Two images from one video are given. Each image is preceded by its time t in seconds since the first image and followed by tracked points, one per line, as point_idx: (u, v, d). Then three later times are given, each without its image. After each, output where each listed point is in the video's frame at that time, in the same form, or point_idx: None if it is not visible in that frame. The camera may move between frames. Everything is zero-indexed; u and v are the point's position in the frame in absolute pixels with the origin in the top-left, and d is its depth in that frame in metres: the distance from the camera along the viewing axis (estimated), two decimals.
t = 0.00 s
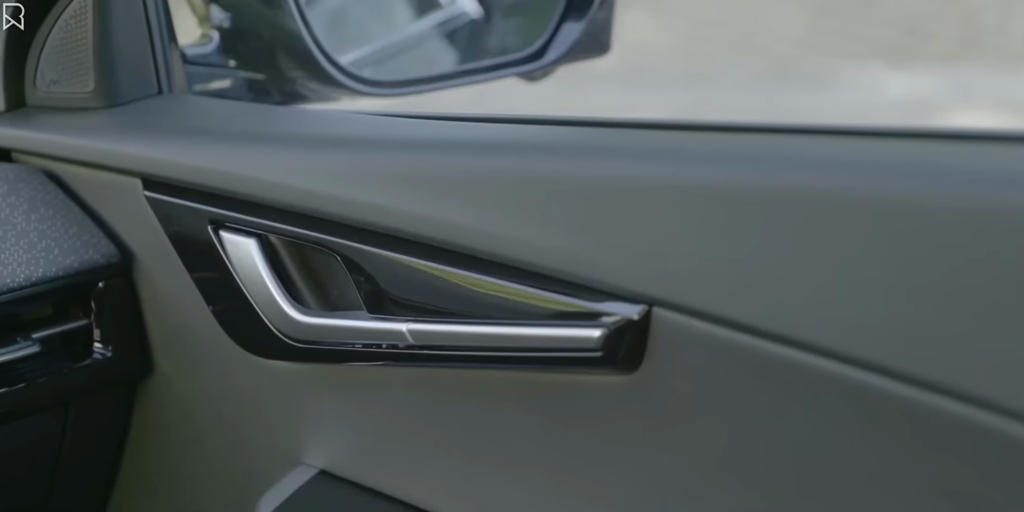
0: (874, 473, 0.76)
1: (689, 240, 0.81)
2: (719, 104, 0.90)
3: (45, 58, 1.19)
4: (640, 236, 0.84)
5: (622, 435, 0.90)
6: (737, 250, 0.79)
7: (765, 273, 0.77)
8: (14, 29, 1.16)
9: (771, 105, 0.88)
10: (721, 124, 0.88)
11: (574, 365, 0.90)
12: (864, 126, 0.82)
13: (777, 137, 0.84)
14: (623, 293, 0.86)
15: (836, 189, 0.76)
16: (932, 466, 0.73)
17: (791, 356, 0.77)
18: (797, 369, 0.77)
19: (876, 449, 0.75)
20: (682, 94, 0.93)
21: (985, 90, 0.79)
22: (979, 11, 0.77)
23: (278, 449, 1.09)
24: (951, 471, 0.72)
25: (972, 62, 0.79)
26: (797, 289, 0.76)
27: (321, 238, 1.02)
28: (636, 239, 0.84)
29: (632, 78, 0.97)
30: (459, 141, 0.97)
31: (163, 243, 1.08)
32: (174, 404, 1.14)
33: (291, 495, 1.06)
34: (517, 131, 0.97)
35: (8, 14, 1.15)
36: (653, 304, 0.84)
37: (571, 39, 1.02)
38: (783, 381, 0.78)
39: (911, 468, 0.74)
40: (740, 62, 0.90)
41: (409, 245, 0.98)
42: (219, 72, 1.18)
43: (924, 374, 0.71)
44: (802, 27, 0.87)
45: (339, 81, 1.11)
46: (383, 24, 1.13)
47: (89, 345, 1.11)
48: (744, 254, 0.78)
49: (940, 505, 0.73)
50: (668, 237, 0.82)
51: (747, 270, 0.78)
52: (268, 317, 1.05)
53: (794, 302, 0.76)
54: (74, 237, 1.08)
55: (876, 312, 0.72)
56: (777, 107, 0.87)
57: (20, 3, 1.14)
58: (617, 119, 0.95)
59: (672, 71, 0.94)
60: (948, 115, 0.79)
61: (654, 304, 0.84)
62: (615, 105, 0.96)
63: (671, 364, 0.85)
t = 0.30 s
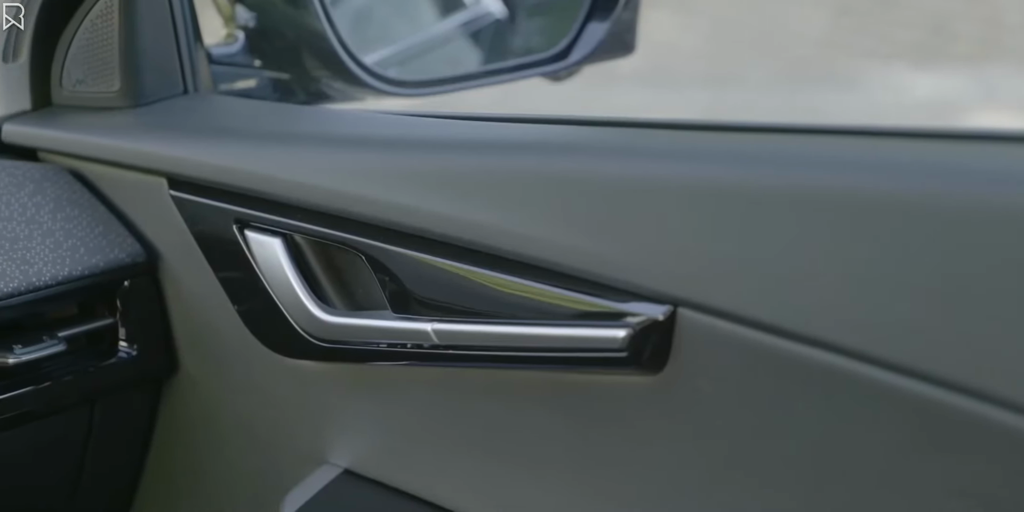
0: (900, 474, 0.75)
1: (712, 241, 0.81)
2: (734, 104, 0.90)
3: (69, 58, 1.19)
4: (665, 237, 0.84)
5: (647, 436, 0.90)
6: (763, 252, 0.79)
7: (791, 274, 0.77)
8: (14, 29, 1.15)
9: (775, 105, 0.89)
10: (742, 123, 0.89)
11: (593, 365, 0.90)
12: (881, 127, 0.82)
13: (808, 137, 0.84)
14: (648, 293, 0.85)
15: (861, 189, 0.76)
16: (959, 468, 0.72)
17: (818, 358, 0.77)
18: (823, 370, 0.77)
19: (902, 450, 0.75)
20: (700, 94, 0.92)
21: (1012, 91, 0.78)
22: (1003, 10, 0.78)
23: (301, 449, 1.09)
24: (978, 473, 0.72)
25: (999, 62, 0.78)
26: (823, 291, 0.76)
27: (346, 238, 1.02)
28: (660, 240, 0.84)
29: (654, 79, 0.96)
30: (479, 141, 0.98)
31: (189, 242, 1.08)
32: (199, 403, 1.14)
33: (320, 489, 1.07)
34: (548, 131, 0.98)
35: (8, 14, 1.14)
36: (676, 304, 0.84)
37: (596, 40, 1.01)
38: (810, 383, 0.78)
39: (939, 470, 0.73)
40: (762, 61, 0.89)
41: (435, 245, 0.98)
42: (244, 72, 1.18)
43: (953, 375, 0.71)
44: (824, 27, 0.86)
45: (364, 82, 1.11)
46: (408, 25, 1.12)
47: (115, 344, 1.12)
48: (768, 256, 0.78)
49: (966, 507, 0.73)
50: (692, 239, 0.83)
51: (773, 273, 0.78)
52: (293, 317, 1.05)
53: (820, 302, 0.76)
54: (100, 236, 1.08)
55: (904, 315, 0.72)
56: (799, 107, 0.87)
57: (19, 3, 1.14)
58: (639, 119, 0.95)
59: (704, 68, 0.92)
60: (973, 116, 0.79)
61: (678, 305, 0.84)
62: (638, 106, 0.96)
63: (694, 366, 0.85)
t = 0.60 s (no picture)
0: (943, 477, 0.75)
1: (753, 242, 0.81)
2: (768, 104, 0.90)
3: (108, 57, 1.20)
4: (707, 238, 0.83)
5: (688, 438, 0.89)
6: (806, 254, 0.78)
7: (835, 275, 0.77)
8: (15, 30, 1.12)
9: (812, 106, 0.88)
10: (763, 123, 0.90)
11: (636, 366, 0.89)
12: (916, 126, 0.82)
13: (840, 137, 0.85)
14: (686, 294, 0.85)
15: (901, 191, 0.76)
16: (1004, 471, 0.72)
17: (862, 361, 0.76)
18: (866, 371, 0.76)
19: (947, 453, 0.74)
20: (725, 94, 0.93)
21: None
22: None
23: (338, 449, 1.09)
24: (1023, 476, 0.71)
25: None
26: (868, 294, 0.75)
27: (384, 238, 1.02)
28: (702, 241, 0.84)
29: (691, 79, 0.95)
30: (515, 142, 0.98)
31: (227, 241, 1.09)
32: (237, 401, 1.15)
33: (359, 489, 1.07)
34: (596, 131, 0.98)
35: (7, 14, 1.12)
36: (716, 305, 0.84)
37: (634, 40, 0.99)
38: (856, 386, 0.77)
39: (982, 472, 0.73)
40: (802, 62, 0.89)
41: (472, 246, 0.98)
42: (282, 72, 1.19)
43: (999, 377, 0.70)
44: (862, 26, 0.86)
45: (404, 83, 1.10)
46: (444, 24, 1.11)
47: (154, 343, 1.12)
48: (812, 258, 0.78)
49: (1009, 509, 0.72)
50: (734, 241, 0.82)
51: (817, 274, 0.78)
52: (331, 316, 1.05)
53: (866, 303, 0.75)
54: (139, 235, 1.09)
55: (953, 317, 0.72)
56: (838, 108, 0.86)
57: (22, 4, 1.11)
58: (683, 120, 0.95)
59: (738, 69, 0.92)
60: (1012, 117, 0.78)
61: (718, 306, 0.84)
62: (674, 106, 0.96)
63: (734, 368, 0.84)
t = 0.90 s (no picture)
0: None
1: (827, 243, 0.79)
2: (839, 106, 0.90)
3: (177, 58, 1.19)
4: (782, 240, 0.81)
5: (755, 443, 0.87)
6: (884, 257, 0.76)
7: (916, 279, 0.74)
8: (15, 29, 1.15)
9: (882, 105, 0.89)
10: (830, 124, 0.88)
11: (708, 368, 0.87)
12: (985, 127, 0.81)
13: (884, 138, 0.84)
14: (757, 295, 0.83)
15: (983, 191, 0.73)
16: None
17: (938, 366, 0.74)
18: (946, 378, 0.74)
19: None
20: (797, 94, 0.94)
21: None
22: None
23: (405, 448, 1.09)
24: None
25: None
26: (951, 297, 0.73)
27: (452, 238, 1.02)
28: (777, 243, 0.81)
29: (759, 79, 0.98)
30: (580, 141, 0.98)
31: (294, 241, 1.09)
32: (304, 400, 1.16)
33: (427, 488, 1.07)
34: (655, 132, 0.97)
35: (8, 14, 1.15)
36: (786, 307, 0.81)
37: (705, 40, 1.04)
38: (939, 394, 0.75)
39: None
40: (866, 61, 0.93)
41: (538, 245, 0.97)
42: (351, 72, 1.18)
43: None
44: (929, 31, 0.90)
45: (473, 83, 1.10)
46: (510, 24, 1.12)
47: (222, 342, 1.13)
48: (891, 261, 0.75)
49: None
50: (810, 244, 0.80)
51: (895, 278, 0.75)
52: (399, 316, 1.05)
53: (950, 309, 0.73)
54: (207, 234, 1.11)
55: None
56: (905, 109, 0.87)
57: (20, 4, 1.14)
58: (749, 119, 0.94)
59: (802, 69, 0.96)
60: None
61: (787, 308, 0.81)
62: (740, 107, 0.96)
63: (805, 372, 0.82)
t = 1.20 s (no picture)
0: None
1: (895, 245, 0.76)
2: (892, 106, 0.88)
3: (236, 57, 1.22)
4: (849, 242, 0.79)
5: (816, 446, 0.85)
6: (949, 262, 0.73)
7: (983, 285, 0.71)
8: (16, 29, 1.20)
9: (944, 107, 0.85)
10: (893, 126, 0.87)
11: (764, 370, 0.86)
12: None
13: (925, 139, 0.83)
14: (818, 297, 0.81)
15: None
16: None
17: (1004, 371, 0.71)
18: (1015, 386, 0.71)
19: None
20: (853, 95, 0.91)
21: None
22: None
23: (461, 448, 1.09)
24: None
25: None
26: None
27: (508, 238, 1.01)
28: (847, 245, 0.79)
29: (817, 81, 0.93)
30: (633, 142, 0.97)
31: (351, 240, 1.10)
32: (360, 399, 1.16)
33: (480, 488, 1.06)
34: (703, 133, 0.96)
35: (9, 14, 1.19)
36: (845, 309, 0.80)
37: (762, 41, 0.98)
38: (1007, 402, 0.72)
39: None
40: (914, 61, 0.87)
41: (596, 245, 0.96)
42: (409, 72, 1.20)
43: None
44: (986, 28, 0.83)
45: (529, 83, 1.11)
46: (567, 25, 1.12)
47: (278, 340, 1.14)
48: (957, 265, 0.73)
49: None
50: (876, 244, 0.77)
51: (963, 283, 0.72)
52: (455, 315, 1.05)
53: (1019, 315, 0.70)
54: (265, 233, 1.12)
55: None
56: (960, 109, 0.84)
57: (21, 6, 1.18)
58: (791, 120, 0.93)
59: (859, 71, 0.90)
60: None
61: (847, 310, 0.79)
62: (796, 106, 0.94)
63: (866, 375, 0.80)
